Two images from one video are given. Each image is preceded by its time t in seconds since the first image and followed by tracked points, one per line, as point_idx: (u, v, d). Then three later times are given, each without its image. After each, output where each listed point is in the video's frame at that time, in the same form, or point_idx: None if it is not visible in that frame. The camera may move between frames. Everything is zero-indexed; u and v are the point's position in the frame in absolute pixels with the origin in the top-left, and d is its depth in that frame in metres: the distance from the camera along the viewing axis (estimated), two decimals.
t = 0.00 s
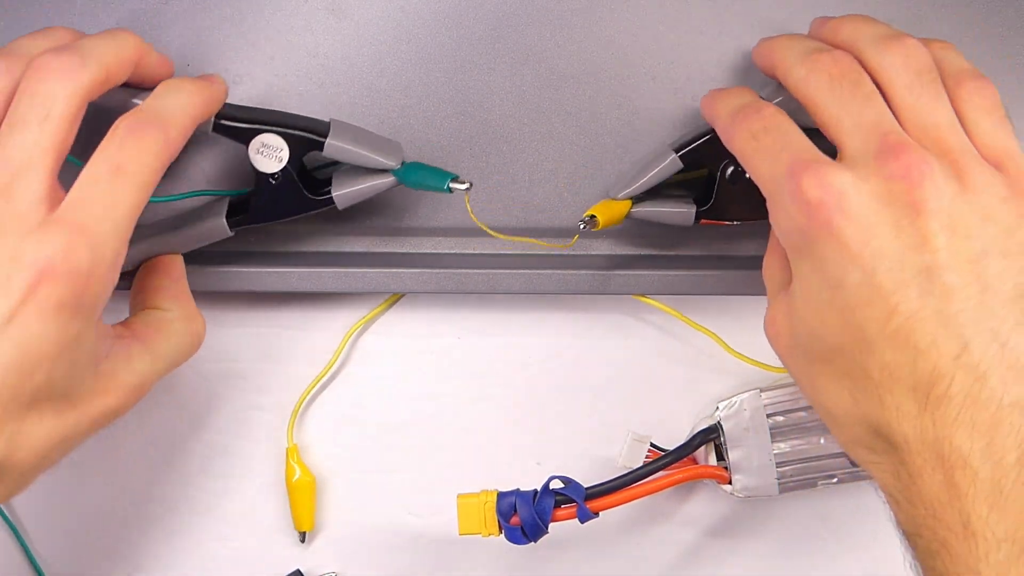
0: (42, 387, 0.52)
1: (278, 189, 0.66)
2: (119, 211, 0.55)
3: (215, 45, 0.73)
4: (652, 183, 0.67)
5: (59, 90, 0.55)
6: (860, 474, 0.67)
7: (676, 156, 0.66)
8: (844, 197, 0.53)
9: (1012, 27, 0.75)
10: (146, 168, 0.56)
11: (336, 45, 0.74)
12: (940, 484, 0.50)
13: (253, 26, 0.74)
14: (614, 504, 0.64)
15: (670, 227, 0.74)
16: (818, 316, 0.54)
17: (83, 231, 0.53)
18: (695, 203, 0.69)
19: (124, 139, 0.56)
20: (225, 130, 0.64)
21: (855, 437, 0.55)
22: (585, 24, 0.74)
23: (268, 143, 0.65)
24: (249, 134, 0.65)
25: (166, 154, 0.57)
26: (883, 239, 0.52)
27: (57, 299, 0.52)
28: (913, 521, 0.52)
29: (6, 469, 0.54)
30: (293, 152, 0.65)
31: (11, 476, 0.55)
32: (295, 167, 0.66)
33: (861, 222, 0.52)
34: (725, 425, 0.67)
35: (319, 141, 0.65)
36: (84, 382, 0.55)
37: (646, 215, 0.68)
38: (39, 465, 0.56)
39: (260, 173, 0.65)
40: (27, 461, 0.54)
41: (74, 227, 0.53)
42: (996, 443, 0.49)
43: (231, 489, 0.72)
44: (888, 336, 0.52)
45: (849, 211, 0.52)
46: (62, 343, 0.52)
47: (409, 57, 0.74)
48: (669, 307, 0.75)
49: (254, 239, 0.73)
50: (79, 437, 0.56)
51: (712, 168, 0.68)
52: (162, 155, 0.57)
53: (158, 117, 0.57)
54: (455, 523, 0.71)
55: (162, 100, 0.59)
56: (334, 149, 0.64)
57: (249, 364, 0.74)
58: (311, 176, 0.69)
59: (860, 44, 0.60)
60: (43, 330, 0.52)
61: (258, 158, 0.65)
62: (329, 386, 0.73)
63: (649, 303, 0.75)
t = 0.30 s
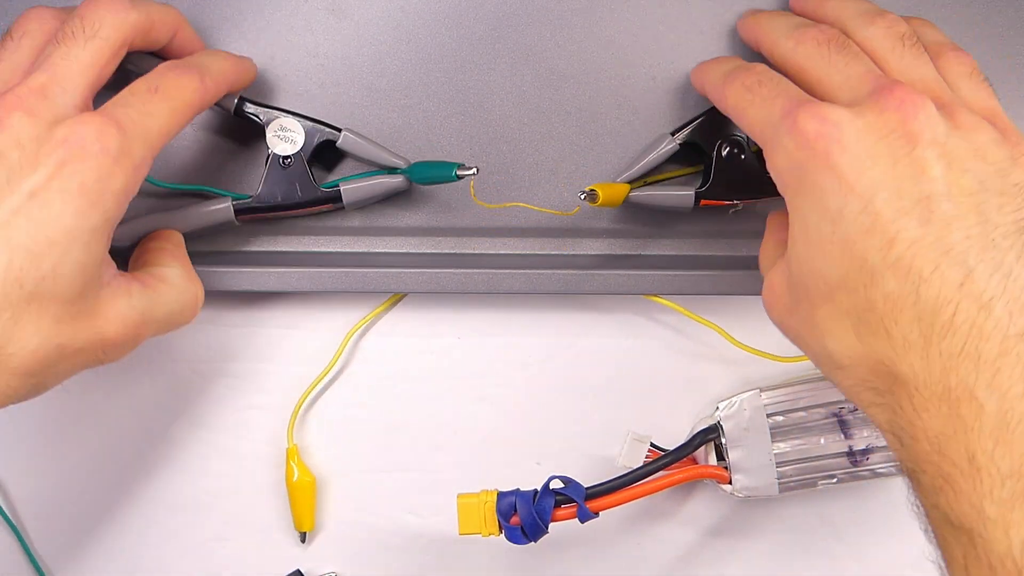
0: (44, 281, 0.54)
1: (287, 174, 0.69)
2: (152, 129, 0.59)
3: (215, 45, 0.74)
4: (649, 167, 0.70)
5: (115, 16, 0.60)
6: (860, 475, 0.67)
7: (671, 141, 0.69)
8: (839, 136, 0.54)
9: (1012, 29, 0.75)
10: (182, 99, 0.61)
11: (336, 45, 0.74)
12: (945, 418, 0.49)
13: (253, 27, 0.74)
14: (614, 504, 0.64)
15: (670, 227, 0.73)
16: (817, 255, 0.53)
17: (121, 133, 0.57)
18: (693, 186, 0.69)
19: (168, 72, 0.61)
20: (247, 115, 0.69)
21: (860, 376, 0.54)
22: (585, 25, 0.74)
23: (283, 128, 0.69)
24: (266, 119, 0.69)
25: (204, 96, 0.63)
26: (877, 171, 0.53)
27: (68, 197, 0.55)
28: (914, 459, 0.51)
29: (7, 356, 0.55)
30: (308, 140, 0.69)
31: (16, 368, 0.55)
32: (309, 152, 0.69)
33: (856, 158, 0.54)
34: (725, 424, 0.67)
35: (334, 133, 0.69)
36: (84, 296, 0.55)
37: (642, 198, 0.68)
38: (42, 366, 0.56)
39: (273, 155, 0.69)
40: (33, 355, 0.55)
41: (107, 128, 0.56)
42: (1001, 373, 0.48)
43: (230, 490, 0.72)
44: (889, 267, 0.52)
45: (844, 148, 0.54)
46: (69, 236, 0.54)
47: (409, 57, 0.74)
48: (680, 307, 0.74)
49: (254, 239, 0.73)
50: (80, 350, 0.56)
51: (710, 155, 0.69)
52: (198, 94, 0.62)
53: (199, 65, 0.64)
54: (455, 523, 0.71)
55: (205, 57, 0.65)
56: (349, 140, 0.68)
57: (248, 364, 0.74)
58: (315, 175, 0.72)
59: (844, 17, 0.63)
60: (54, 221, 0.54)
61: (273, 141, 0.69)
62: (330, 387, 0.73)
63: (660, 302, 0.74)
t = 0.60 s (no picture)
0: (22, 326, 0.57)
1: (285, 176, 0.69)
2: (120, 167, 0.61)
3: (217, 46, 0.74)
4: (650, 167, 0.69)
5: (87, 70, 0.64)
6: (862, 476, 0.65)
7: (672, 141, 0.69)
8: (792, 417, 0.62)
9: (1014, 26, 0.74)
10: (152, 131, 0.63)
11: (336, 45, 0.74)
12: None
13: (254, 27, 0.74)
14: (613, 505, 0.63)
15: (672, 226, 0.72)
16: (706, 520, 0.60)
17: (84, 174, 0.60)
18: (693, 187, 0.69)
19: (139, 104, 0.63)
20: (245, 118, 0.70)
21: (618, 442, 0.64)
22: (585, 24, 0.74)
23: (280, 130, 0.69)
24: (263, 122, 0.69)
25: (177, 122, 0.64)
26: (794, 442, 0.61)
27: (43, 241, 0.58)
28: None
29: None
30: (305, 144, 0.69)
31: None
32: (306, 156, 0.69)
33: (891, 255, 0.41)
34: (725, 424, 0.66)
35: (330, 136, 0.69)
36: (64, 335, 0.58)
37: (644, 199, 0.68)
38: (26, 409, 0.59)
39: (270, 157, 0.69)
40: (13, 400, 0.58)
41: (71, 172, 0.60)
42: None
43: (230, 490, 0.72)
44: (800, 464, 0.61)
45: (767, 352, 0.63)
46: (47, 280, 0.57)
47: (409, 57, 0.74)
48: (679, 308, 0.73)
49: (254, 240, 0.73)
50: (64, 391, 0.59)
51: (711, 153, 0.69)
52: (171, 123, 0.64)
53: (173, 87, 0.64)
54: (454, 523, 0.71)
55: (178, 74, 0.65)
56: (343, 143, 0.68)
57: (248, 364, 0.74)
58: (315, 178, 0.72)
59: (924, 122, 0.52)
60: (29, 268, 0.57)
61: (270, 143, 0.69)
62: (330, 386, 0.73)
63: (660, 304, 0.74)
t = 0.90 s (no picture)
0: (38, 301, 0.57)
1: (285, 177, 0.68)
2: (138, 148, 0.61)
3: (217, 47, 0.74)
4: (651, 167, 0.69)
5: (109, 51, 0.64)
6: (860, 475, 0.64)
7: (672, 141, 0.69)
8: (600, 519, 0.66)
9: (1014, 26, 0.74)
10: (169, 113, 0.63)
11: (337, 45, 0.74)
12: None
13: (253, 28, 0.75)
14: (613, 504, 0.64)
15: (672, 226, 0.72)
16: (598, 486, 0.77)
17: (106, 152, 0.59)
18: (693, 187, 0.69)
19: (156, 88, 0.63)
20: (246, 119, 0.70)
21: (575, 427, 0.70)
22: (585, 25, 0.74)
23: (281, 130, 0.69)
24: (264, 123, 0.69)
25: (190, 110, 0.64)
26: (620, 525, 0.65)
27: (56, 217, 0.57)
28: None
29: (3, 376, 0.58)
30: (305, 144, 0.69)
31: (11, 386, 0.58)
32: (306, 156, 0.69)
33: None
34: (725, 424, 0.65)
35: (330, 137, 0.69)
36: (80, 311, 0.58)
37: (645, 200, 0.68)
38: (36, 384, 0.59)
39: (270, 157, 0.69)
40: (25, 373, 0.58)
41: (93, 148, 0.59)
42: None
43: (230, 490, 0.73)
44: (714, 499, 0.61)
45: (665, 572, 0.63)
46: (63, 256, 0.57)
47: (409, 57, 0.74)
48: (680, 307, 0.73)
49: (254, 240, 0.73)
50: (73, 368, 0.59)
51: (711, 153, 0.69)
52: (187, 109, 0.64)
53: (189, 77, 0.65)
54: (455, 523, 0.71)
55: (193, 67, 0.66)
56: (344, 144, 0.68)
57: (248, 364, 0.74)
58: (315, 179, 0.72)
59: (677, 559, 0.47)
60: (45, 244, 0.57)
61: (270, 144, 0.69)
62: (330, 386, 0.73)
63: (660, 303, 0.74)
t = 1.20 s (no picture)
0: (39, 366, 0.55)
1: (285, 177, 0.68)
2: (126, 189, 0.60)
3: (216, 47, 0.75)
4: (650, 167, 0.69)
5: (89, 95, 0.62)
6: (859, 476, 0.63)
7: (672, 141, 0.69)
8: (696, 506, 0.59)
9: (1014, 27, 0.74)
10: (158, 150, 0.61)
11: (336, 45, 0.74)
12: None
13: (253, 27, 0.75)
14: (614, 504, 0.64)
15: (672, 226, 0.72)
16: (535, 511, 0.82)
17: (92, 207, 0.58)
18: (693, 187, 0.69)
19: (141, 124, 0.61)
20: (247, 119, 0.70)
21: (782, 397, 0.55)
22: (585, 24, 0.74)
23: (281, 130, 0.69)
24: (264, 123, 0.69)
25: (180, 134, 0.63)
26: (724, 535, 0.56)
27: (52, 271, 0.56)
28: None
29: (10, 438, 0.57)
30: (305, 145, 0.69)
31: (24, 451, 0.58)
32: (306, 156, 0.69)
33: None
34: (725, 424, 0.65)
35: (330, 137, 0.69)
36: (83, 367, 0.57)
37: (644, 200, 0.68)
38: (48, 441, 0.58)
39: (271, 158, 0.69)
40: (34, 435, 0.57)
41: (77, 204, 0.58)
42: None
43: (230, 490, 0.73)
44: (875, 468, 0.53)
45: None
46: (60, 316, 0.56)
47: (409, 57, 0.74)
48: (680, 307, 0.73)
49: (254, 240, 0.73)
50: (85, 417, 0.59)
51: (711, 153, 0.69)
52: (176, 137, 0.62)
53: (174, 100, 0.63)
54: (455, 523, 0.71)
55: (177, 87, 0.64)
56: (345, 144, 0.68)
57: (248, 364, 0.74)
58: (315, 179, 0.72)
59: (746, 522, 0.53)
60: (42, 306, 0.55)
61: (270, 144, 0.69)
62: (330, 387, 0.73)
63: (659, 303, 0.74)
